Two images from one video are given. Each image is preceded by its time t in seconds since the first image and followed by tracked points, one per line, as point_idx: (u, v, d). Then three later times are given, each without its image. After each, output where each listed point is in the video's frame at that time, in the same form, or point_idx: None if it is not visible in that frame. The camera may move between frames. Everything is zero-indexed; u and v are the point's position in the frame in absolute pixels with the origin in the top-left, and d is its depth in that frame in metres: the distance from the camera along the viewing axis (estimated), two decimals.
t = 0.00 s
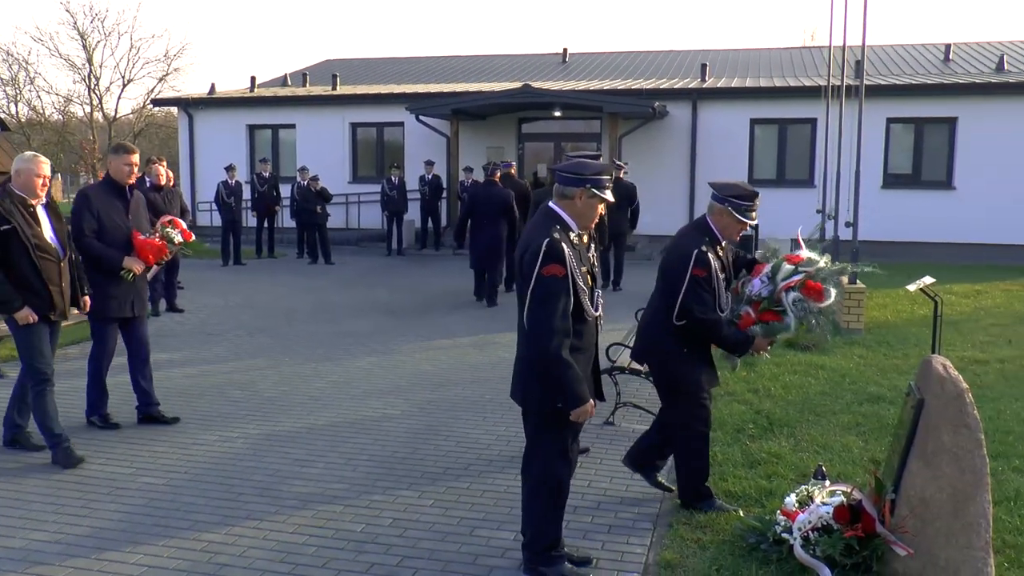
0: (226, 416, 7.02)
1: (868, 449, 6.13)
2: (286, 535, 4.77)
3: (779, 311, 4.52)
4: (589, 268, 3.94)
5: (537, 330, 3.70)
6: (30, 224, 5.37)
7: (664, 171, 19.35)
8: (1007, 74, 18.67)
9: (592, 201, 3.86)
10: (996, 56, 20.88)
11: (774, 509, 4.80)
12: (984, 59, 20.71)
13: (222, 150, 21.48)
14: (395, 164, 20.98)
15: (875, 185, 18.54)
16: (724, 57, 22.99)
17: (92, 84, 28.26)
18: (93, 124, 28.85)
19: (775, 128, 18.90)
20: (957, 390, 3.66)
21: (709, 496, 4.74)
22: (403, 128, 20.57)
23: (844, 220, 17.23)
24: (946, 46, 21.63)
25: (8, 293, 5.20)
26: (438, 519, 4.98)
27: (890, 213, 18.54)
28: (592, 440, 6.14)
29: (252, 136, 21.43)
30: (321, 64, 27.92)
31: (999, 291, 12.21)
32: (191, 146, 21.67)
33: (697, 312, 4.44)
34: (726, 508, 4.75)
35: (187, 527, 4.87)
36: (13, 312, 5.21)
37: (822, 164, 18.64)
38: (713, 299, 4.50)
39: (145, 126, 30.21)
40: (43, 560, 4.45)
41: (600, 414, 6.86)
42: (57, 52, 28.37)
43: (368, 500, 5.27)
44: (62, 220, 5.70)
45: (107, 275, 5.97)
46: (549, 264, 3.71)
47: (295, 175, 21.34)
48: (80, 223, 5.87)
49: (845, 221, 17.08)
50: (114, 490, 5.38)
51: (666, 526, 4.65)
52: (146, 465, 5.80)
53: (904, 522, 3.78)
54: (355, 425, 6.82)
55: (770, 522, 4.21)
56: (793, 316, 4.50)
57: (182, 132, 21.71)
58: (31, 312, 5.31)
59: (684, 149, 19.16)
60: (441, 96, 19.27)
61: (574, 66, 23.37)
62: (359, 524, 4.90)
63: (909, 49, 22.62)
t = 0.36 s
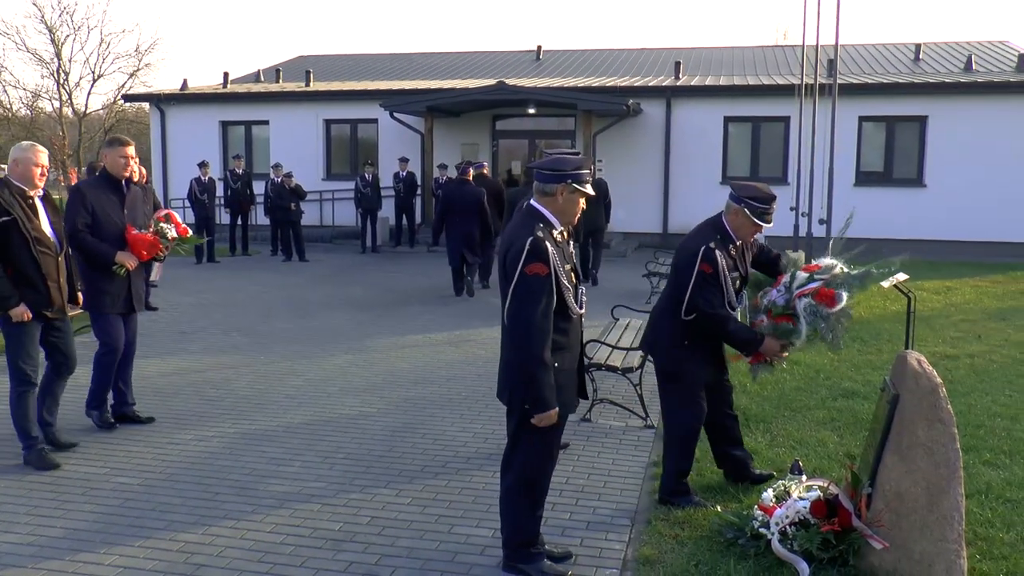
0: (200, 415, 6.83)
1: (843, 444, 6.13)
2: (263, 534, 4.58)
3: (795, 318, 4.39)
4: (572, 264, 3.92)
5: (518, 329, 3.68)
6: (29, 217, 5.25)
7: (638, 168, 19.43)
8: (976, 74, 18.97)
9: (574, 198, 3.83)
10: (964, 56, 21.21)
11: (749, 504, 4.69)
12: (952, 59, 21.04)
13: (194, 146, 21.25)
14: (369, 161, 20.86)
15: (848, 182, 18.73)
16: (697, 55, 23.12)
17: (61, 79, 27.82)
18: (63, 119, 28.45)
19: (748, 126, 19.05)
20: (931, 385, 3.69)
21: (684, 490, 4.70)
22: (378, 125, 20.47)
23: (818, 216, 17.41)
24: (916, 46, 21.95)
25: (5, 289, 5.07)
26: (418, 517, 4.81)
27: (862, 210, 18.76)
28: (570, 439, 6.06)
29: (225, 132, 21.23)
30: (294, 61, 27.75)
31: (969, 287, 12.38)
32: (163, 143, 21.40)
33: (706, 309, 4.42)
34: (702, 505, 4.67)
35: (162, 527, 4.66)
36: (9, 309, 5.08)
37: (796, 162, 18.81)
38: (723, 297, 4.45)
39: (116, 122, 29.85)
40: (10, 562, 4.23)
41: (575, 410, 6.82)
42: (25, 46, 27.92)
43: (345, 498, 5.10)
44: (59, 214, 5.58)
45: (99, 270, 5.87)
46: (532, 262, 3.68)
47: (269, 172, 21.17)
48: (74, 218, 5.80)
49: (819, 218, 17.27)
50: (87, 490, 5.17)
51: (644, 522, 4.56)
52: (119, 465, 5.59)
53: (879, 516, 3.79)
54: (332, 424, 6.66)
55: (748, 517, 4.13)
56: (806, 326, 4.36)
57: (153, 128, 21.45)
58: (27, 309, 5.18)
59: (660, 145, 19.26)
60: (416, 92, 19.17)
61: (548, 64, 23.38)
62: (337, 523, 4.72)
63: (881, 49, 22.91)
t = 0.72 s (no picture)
0: (178, 414, 6.79)
1: (822, 438, 6.16)
2: (242, 534, 4.55)
3: (785, 375, 4.42)
4: (553, 261, 3.92)
5: (497, 327, 3.69)
6: (18, 214, 5.17)
7: (616, 165, 19.47)
8: (951, 73, 19.16)
9: (551, 194, 3.83)
10: (939, 56, 21.42)
11: (729, 500, 4.68)
12: (928, 59, 21.23)
13: (171, 143, 21.08)
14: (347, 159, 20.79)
15: (826, 180, 18.86)
16: (675, 53, 23.22)
17: (35, 75, 27.44)
18: (37, 116, 28.11)
19: (726, 124, 19.15)
20: (909, 380, 3.72)
21: (661, 486, 4.72)
22: (356, 123, 20.40)
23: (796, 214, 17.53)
24: (892, 45, 22.15)
25: None
26: (398, 515, 4.81)
27: (840, 208, 18.90)
28: (550, 437, 6.07)
29: (203, 130, 21.08)
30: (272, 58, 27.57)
31: (944, 284, 12.50)
32: (139, 140, 21.24)
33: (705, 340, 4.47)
34: (681, 501, 4.69)
35: (140, 527, 4.63)
36: None
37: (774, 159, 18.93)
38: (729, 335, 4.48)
39: (91, 119, 29.55)
40: None
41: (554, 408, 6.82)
42: None
43: (324, 497, 5.09)
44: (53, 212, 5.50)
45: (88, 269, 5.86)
46: (512, 259, 3.68)
47: (247, 170, 21.06)
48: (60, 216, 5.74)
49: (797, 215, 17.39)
50: (64, 491, 5.13)
51: (623, 519, 4.57)
52: (96, 465, 5.55)
53: (857, 511, 3.82)
54: (311, 422, 6.65)
55: (728, 512, 4.14)
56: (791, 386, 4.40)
57: (130, 125, 21.26)
58: (13, 307, 5.10)
59: (638, 144, 19.32)
60: (394, 90, 19.12)
61: (527, 61, 23.39)
62: (316, 523, 4.70)
63: (857, 48, 23.09)
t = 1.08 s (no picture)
0: (160, 414, 6.76)
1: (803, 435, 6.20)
2: (224, 534, 4.53)
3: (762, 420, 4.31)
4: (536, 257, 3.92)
5: (483, 323, 3.69)
6: None
7: (598, 163, 19.50)
8: (931, 71, 19.30)
9: (532, 190, 3.84)
10: (920, 54, 21.57)
11: (712, 496, 4.70)
12: (908, 57, 21.38)
13: (152, 141, 20.95)
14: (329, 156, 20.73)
15: (808, 177, 18.95)
16: (658, 51, 23.28)
17: (14, 72, 27.19)
18: (15, 113, 27.85)
19: (709, 121, 19.21)
20: (889, 376, 3.75)
21: (645, 482, 4.73)
22: (339, 121, 20.34)
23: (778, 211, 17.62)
24: (873, 43, 22.29)
25: None
26: (381, 514, 4.80)
27: (821, 205, 19.00)
28: (533, 435, 6.07)
29: (184, 127, 20.97)
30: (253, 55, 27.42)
31: (925, 281, 12.59)
32: (120, 137, 21.08)
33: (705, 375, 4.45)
34: (665, 497, 4.70)
35: (122, 528, 4.60)
36: None
37: (756, 157, 19.02)
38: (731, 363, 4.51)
39: (71, 116, 29.35)
40: None
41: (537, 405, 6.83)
42: None
43: (307, 496, 5.08)
44: (34, 212, 5.45)
45: (72, 269, 5.83)
46: (498, 256, 3.68)
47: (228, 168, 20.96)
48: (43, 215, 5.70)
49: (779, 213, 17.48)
50: (45, 492, 5.09)
51: (607, 516, 4.59)
52: (77, 465, 5.52)
53: (839, 507, 3.85)
54: (294, 421, 6.63)
55: (711, 509, 4.15)
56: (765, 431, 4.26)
57: (110, 123, 21.11)
58: None
59: (620, 142, 19.35)
60: (377, 87, 19.07)
61: (509, 59, 23.39)
62: (299, 522, 4.69)
63: (838, 46, 23.22)
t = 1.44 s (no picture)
0: (144, 412, 6.73)
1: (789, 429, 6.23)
2: (210, 532, 4.52)
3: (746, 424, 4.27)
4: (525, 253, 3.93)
5: (470, 318, 3.70)
6: None
7: (584, 159, 19.52)
8: (915, 68, 19.42)
9: (521, 187, 3.85)
10: (903, 51, 21.69)
11: (698, 491, 4.73)
12: (891, 54, 21.49)
13: (136, 138, 20.85)
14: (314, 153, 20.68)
15: (792, 174, 19.03)
16: (643, 48, 23.32)
17: None
18: None
19: (693, 118, 19.27)
20: (872, 371, 3.77)
21: (630, 476, 4.76)
22: (324, 118, 20.29)
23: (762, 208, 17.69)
24: (857, 40, 22.42)
25: None
26: (367, 511, 4.80)
27: (806, 201, 19.10)
28: (519, 431, 6.08)
29: (168, 124, 20.87)
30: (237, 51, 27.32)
31: (909, 276, 12.69)
32: (103, 134, 20.96)
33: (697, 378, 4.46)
34: (650, 491, 4.72)
35: (106, 527, 4.59)
36: None
37: (741, 153, 19.10)
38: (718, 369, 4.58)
39: (53, 113, 29.19)
40: None
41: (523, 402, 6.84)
42: None
43: (292, 493, 5.07)
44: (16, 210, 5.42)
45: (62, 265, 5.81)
46: (486, 251, 3.69)
47: (213, 164, 20.88)
48: (31, 212, 5.66)
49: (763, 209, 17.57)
50: (29, 491, 5.07)
51: (593, 511, 4.61)
52: (62, 464, 5.49)
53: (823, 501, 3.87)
54: (279, 419, 6.62)
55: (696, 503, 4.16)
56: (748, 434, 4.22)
57: (93, 119, 21.00)
58: None
59: (605, 138, 19.38)
60: (362, 84, 19.02)
61: (495, 55, 23.39)
62: (285, 520, 4.69)
63: (822, 42, 23.34)
